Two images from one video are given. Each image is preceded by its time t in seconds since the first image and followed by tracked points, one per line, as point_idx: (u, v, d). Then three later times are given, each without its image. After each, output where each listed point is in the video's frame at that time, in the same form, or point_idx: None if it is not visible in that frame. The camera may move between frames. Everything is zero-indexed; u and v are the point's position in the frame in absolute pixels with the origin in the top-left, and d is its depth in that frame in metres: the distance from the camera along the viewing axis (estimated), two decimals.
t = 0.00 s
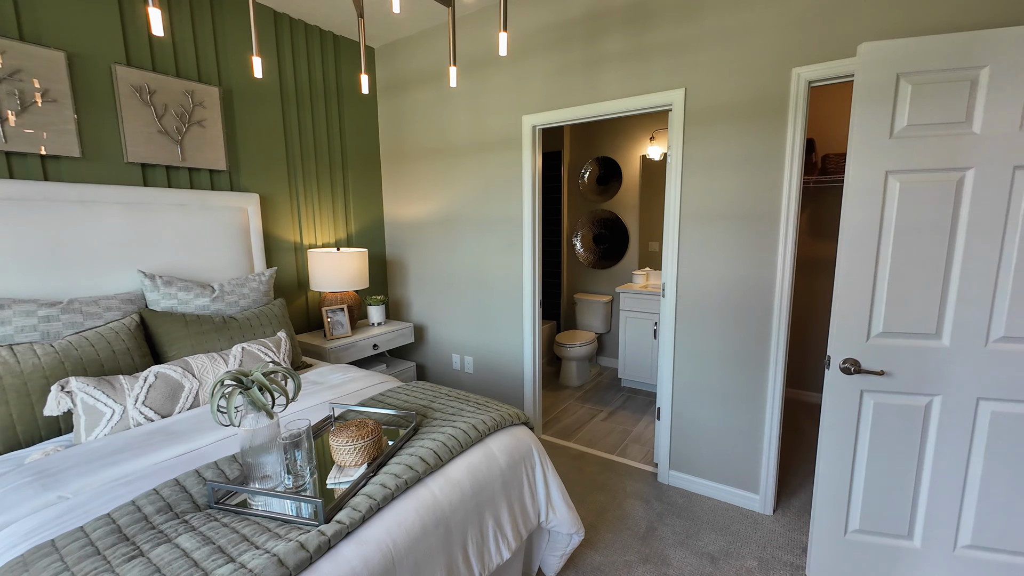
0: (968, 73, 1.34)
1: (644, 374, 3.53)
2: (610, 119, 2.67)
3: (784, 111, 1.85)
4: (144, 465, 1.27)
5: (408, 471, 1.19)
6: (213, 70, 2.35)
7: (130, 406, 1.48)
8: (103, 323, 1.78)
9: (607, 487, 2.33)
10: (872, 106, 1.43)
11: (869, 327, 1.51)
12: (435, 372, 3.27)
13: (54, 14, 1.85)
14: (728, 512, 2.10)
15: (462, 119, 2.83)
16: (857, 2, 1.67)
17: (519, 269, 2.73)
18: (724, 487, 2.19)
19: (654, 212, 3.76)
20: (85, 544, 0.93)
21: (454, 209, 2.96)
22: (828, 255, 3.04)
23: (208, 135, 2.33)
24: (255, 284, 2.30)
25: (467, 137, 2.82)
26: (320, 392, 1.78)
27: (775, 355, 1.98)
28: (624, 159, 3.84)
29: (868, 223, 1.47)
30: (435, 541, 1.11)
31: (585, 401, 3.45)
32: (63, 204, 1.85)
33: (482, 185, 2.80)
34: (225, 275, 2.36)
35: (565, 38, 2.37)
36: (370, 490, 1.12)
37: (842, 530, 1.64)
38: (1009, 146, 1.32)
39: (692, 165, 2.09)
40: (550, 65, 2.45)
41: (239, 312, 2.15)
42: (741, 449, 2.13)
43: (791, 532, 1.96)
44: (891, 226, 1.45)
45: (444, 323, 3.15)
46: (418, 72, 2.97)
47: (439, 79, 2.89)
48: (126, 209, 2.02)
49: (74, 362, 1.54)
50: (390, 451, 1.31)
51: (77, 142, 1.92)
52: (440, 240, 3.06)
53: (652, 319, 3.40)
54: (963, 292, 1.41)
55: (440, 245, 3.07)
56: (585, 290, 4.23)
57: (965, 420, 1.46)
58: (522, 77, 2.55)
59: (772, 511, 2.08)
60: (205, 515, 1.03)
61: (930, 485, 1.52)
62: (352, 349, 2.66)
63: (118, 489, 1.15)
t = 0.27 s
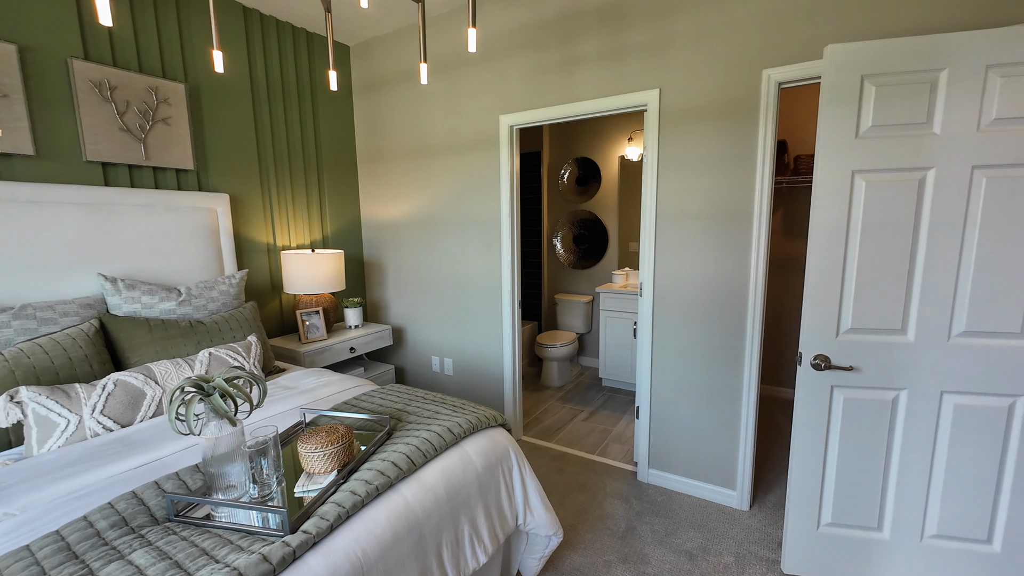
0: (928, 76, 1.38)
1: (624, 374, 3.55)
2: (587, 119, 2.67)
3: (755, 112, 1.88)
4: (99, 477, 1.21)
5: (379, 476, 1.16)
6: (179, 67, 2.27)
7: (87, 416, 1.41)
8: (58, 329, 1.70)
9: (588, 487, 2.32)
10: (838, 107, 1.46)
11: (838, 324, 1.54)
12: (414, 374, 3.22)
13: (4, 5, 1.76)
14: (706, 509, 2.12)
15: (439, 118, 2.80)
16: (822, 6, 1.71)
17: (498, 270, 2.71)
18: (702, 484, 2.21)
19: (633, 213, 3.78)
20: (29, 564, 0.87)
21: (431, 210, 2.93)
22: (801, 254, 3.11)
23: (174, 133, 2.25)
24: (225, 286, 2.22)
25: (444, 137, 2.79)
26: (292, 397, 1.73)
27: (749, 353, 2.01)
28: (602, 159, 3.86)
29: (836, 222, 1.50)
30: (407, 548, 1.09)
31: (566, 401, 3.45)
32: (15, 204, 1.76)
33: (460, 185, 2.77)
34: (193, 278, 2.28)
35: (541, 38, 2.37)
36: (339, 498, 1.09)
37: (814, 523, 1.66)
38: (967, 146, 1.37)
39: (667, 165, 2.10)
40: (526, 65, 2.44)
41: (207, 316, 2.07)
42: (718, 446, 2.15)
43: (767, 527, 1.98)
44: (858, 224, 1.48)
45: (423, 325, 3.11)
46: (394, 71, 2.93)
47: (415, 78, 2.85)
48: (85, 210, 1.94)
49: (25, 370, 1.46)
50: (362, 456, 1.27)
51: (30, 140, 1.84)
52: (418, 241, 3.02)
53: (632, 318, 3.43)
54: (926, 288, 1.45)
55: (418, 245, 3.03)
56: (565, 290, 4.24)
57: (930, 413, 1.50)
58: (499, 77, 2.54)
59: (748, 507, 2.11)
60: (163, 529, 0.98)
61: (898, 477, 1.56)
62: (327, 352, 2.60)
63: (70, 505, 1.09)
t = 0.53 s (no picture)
0: (898, 77, 1.40)
1: (605, 374, 3.55)
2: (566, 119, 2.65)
3: (731, 112, 1.89)
4: (44, 497, 1.12)
5: (351, 489, 1.11)
6: (139, 60, 2.16)
7: (34, 431, 1.31)
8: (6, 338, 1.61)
9: (569, 489, 2.30)
10: (812, 108, 1.47)
11: (813, 323, 1.55)
12: (392, 379, 3.15)
13: None
14: (687, 509, 2.12)
15: (415, 117, 2.74)
16: (795, 9, 1.73)
17: (477, 271, 2.67)
18: (683, 484, 2.21)
19: (612, 214, 3.79)
20: None
21: (409, 210, 2.87)
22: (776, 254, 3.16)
23: (134, 129, 2.14)
24: (191, 289, 2.12)
25: (421, 136, 2.74)
26: (261, 406, 1.65)
27: (727, 352, 2.02)
28: (582, 160, 3.86)
29: (811, 222, 1.51)
30: (381, 563, 1.04)
31: (547, 403, 3.43)
32: None
33: (438, 185, 2.72)
34: (156, 282, 2.17)
35: (519, 36, 2.34)
36: (308, 513, 1.03)
37: (793, 521, 1.68)
38: (935, 147, 1.40)
39: (645, 165, 2.10)
40: (504, 63, 2.41)
41: (171, 322, 1.97)
42: (698, 445, 2.15)
43: (746, 525, 2.00)
44: (832, 224, 1.50)
45: (401, 328, 3.05)
46: (369, 68, 2.86)
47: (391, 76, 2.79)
48: (35, 210, 1.82)
49: None
50: (333, 467, 1.21)
51: None
52: (396, 242, 2.95)
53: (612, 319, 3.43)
54: (898, 287, 1.48)
55: (395, 247, 2.97)
56: (546, 291, 4.22)
57: (902, 410, 1.53)
58: (476, 76, 2.50)
59: (728, 505, 2.12)
60: (112, 554, 0.91)
61: (872, 472, 1.58)
62: (301, 357, 2.52)
63: (9, 529, 1.01)
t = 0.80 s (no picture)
0: (878, 76, 1.39)
1: (587, 375, 3.52)
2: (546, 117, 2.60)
3: (713, 111, 1.87)
4: None
5: (320, 509, 1.03)
6: (90, 48, 2.01)
7: None
8: None
9: (552, 495, 2.25)
10: (795, 106, 1.45)
11: (797, 323, 1.54)
12: (369, 384, 3.05)
13: None
14: (671, 512, 2.10)
15: (391, 113, 2.65)
16: (775, 7, 1.71)
17: (457, 272, 2.60)
18: (667, 486, 2.18)
19: (593, 213, 3.77)
20: None
21: (385, 210, 2.77)
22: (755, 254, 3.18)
23: (85, 122, 1.99)
24: (149, 293, 1.97)
25: (397, 133, 2.65)
26: (225, 418, 1.54)
27: (711, 353, 2.00)
28: (562, 159, 3.82)
29: (794, 221, 1.50)
30: None
31: (530, 405, 3.37)
32: None
33: (415, 184, 2.64)
34: (112, 285, 2.02)
35: (497, 31, 2.28)
36: (272, 538, 0.95)
37: (778, 523, 1.66)
38: (914, 147, 1.40)
39: (627, 164, 2.06)
40: (482, 59, 2.34)
41: (126, 329, 1.83)
42: (682, 447, 2.13)
43: (731, 527, 1.98)
44: (814, 223, 1.49)
45: (378, 332, 2.95)
46: (342, 62, 2.76)
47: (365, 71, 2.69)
48: None
49: None
50: (301, 484, 1.13)
51: None
52: (372, 243, 2.85)
53: (594, 319, 3.40)
54: (879, 287, 1.48)
55: (371, 247, 2.86)
56: (527, 292, 4.17)
57: (884, 409, 1.53)
58: (454, 71, 2.42)
59: (712, 507, 2.10)
60: None
61: (855, 472, 1.58)
62: (271, 364, 2.40)
63: None
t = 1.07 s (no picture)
0: (870, 75, 1.35)
1: (571, 379, 3.46)
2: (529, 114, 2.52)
3: (701, 110, 1.82)
4: None
5: (282, 548, 0.92)
6: (28, 31, 1.83)
7: None
8: None
9: (537, 506, 2.17)
10: (786, 104, 1.40)
11: (789, 328, 1.50)
12: (345, 393, 2.91)
13: None
14: (659, 522, 2.04)
15: (366, 108, 2.52)
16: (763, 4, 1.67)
17: (436, 276, 2.49)
18: (654, 495, 2.13)
19: (576, 214, 3.70)
20: None
21: (360, 210, 2.64)
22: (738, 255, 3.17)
23: (23, 113, 1.81)
24: (98, 301, 1.79)
25: (372, 129, 2.52)
26: (180, 440, 1.40)
27: (698, 357, 1.95)
28: (544, 158, 3.75)
29: (786, 224, 1.45)
30: None
31: (512, 411, 3.28)
32: None
33: (391, 183, 2.52)
34: (55, 293, 1.84)
35: (477, 23, 2.18)
36: None
37: (769, 534, 1.62)
38: (906, 148, 1.36)
39: (613, 163, 2.00)
40: (461, 53, 2.24)
41: (70, 341, 1.66)
42: (669, 454, 2.08)
43: (720, 536, 1.94)
44: (806, 226, 1.44)
45: (353, 338, 2.81)
46: (313, 53, 2.61)
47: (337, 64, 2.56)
48: None
49: None
50: (262, 518, 1.01)
51: None
52: (346, 245, 2.72)
53: (577, 322, 3.34)
54: (870, 291, 1.44)
55: (345, 249, 2.73)
56: (509, 294, 4.08)
57: (875, 416, 1.50)
58: (432, 65, 2.32)
59: (700, 515, 2.06)
60: None
61: (846, 480, 1.55)
62: (237, 375, 2.24)
63: None
